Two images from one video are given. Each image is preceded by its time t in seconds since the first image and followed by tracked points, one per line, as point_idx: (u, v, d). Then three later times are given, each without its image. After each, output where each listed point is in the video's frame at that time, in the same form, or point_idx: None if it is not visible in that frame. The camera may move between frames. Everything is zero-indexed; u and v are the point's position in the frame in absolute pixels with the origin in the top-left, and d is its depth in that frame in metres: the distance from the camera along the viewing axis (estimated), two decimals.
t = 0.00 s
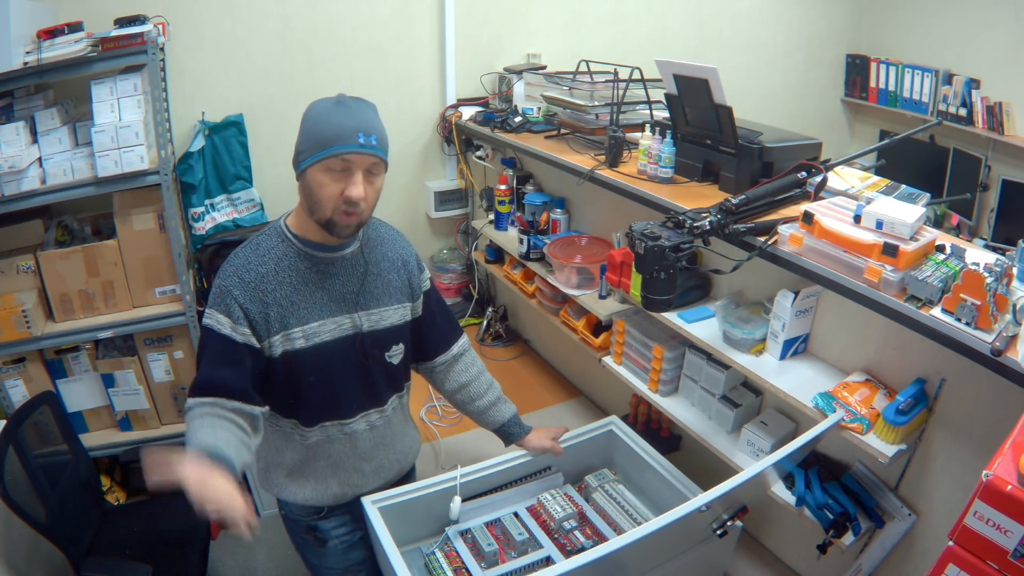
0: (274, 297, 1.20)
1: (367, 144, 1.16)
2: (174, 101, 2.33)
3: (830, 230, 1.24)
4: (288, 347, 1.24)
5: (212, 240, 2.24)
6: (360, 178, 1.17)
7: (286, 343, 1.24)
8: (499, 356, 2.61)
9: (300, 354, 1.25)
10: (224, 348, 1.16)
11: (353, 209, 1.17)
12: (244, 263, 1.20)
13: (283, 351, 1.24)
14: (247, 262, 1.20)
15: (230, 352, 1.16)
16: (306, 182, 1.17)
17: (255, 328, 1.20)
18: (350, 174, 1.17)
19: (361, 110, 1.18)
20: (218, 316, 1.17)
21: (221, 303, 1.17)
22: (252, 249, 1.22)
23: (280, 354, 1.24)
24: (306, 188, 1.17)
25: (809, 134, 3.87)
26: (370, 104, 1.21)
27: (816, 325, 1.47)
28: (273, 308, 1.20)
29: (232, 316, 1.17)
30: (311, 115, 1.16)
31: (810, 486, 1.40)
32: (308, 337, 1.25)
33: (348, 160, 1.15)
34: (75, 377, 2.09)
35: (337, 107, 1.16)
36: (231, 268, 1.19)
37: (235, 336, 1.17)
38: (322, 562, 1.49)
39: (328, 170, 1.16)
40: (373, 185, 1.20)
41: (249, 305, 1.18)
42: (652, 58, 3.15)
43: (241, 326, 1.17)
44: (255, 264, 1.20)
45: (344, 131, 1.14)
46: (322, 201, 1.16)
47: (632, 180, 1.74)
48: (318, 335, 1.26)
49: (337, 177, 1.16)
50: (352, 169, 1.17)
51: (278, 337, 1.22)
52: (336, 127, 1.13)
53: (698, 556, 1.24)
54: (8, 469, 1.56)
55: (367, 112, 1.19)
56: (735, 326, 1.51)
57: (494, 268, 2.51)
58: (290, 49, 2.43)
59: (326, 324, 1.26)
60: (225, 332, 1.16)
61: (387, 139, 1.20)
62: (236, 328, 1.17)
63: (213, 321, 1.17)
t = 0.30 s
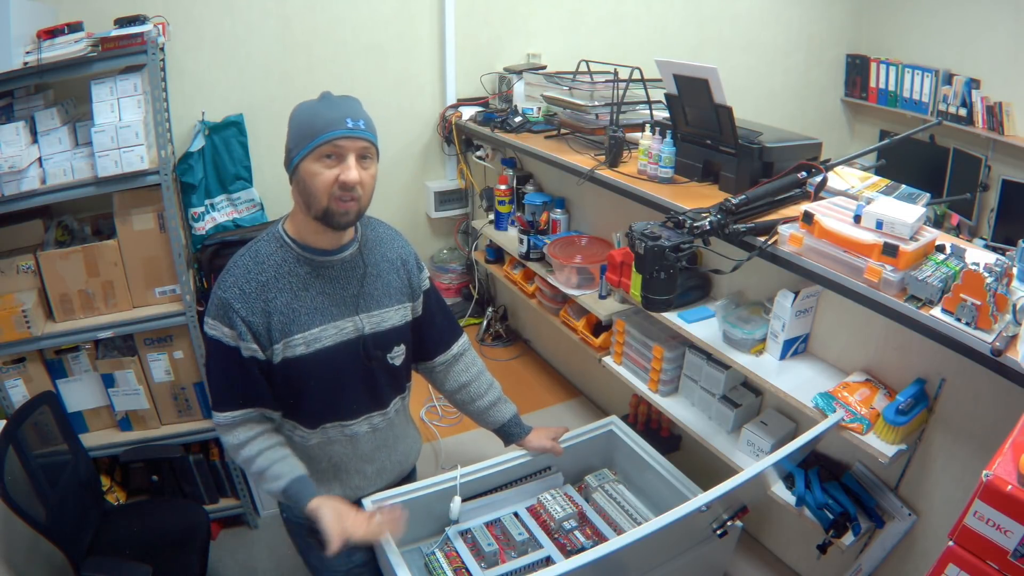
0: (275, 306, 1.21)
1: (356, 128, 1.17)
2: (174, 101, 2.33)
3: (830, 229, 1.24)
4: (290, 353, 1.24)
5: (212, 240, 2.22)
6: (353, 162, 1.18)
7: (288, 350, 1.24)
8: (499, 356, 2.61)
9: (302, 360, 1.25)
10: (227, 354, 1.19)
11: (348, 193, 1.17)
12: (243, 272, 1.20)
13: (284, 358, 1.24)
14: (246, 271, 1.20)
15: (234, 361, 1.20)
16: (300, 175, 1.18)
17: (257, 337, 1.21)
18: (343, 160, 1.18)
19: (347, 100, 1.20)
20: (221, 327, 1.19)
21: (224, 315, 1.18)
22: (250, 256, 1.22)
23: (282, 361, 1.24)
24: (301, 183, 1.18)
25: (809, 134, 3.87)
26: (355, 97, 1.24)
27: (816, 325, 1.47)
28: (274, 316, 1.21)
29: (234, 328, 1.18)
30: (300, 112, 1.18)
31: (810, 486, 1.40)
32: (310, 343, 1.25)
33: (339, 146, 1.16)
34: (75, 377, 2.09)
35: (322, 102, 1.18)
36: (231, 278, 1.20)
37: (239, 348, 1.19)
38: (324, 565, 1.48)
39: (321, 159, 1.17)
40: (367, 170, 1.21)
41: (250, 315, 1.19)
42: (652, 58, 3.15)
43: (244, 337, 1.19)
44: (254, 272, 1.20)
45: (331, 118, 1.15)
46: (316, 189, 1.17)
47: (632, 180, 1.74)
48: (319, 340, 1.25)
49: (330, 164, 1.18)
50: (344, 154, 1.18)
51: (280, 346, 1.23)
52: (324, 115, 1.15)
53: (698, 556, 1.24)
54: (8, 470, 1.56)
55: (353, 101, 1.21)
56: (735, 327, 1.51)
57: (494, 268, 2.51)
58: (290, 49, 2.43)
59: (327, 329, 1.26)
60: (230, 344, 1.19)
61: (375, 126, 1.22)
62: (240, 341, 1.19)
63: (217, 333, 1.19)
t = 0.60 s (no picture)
0: (272, 303, 1.21)
1: (349, 133, 1.17)
2: (174, 101, 2.33)
3: (830, 230, 1.24)
4: (287, 351, 1.24)
5: (212, 240, 2.22)
6: (348, 168, 1.19)
7: (285, 348, 1.24)
8: (499, 356, 2.61)
9: (300, 358, 1.25)
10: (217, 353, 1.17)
11: (343, 201, 1.17)
12: (240, 268, 1.20)
13: (282, 355, 1.24)
14: (243, 267, 1.20)
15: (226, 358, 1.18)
16: (295, 181, 1.18)
17: (253, 334, 1.21)
18: (338, 166, 1.18)
19: (340, 103, 1.20)
20: (215, 321, 1.18)
21: (219, 309, 1.18)
22: (248, 253, 1.22)
23: (280, 359, 1.24)
24: (295, 189, 1.19)
25: (809, 134, 3.87)
26: (347, 97, 1.23)
27: (817, 325, 1.47)
28: (272, 313, 1.21)
29: (228, 322, 1.18)
30: (292, 115, 1.18)
31: (810, 486, 1.40)
32: (308, 341, 1.25)
33: (333, 152, 1.17)
34: (75, 377, 2.09)
35: (315, 103, 1.17)
36: (228, 274, 1.20)
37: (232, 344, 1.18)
38: (324, 565, 1.48)
39: (315, 165, 1.17)
40: (362, 175, 1.21)
41: (246, 311, 1.19)
42: (652, 58, 3.15)
43: (238, 332, 1.18)
44: (251, 268, 1.20)
45: (324, 124, 1.15)
46: (312, 196, 1.17)
47: (632, 180, 1.74)
48: (318, 339, 1.26)
49: (325, 171, 1.18)
50: (339, 160, 1.18)
51: (277, 343, 1.23)
52: (317, 119, 1.15)
53: (698, 556, 1.24)
54: (8, 469, 1.56)
55: (345, 101, 1.20)
56: (735, 326, 1.51)
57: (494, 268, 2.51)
58: (290, 49, 2.43)
59: (326, 328, 1.26)
60: (222, 338, 1.18)
61: (369, 127, 1.22)
62: (233, 334, 1.18)
63: (210, 326, 1.18)
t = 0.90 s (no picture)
0: (274, 304, 1.20)
1: (350, 129, 1.17)
2: (174, 101, 2.33)
3: (830, 230, 1.24)
4: (289, 353, 1.24)
5: (212, 240, 2.22)
6: (349, 163, 1.18)
7: (287, 350, 1.24)
8: (499, 356, 2.61)
9: (301, 360, 1.25)
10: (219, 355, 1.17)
11: (344, 196, 1.17)
12: (241, 269, 1.20)
13: (284, 358, 1.24)
14: (244, 268, 1.20)
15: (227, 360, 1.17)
16: (295, 179, 1.19)
17: (254, 336, 1.21)
18: (338, 162, 1.18)
19: (340, 99, 1.19)
20: (215, 323, 1.17)
21: (219, 310, 1.17)
22: (249, 254, 1.22)
23: (282, 361, 1.24)
24: (297, 186, 1.19)
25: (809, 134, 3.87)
26: (347, 94, 1.23)
27: (817, 325, 1.47)
28: (273, 314, 1.21)
29: (228, 323, 1.17)
30: (292, 114, 1.18)
31: (810, 486, 1.40)
32: (310, 343, 1.25)
33: (333, 148, 1.17)
34: (75, 377, 2.09)
35: (314, 100, 1.17)
36: (228, 275, 1.20)
37: (231, 346, 1.17)
38: (323, 567, 1.48)
39: (316, 161, 1.17)
40: (363, 171, 1.21)
41: (246, 312, 1.18)
42: (652, 58, 3.15)
43: (237, 333, 1.17)
44: (252, 269, 1.20)
45: (324, 120, 1.15)
46: (313, 193, 1.17)
47: (632, 180, 1.74)
48: (321, 341, 1.26)
49: (326, 167, 1.18)
50: (340, 156, 1.18)
51: (278, 345, 1.22)
52: (317, 116, 1.15)
53: (698, 556, 1.24)
54: (8, 469, 1.56)
55: (345, 99, 1.20)
56: (735, 327, 1.51)
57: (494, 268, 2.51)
58: (290, 49, 2.43)
59: (328, 330, 1.26)
60: (221, 341, 1.17)
61: (369, 123, 1.22)
62: (232, 336, 1.17)
63: (210, 328, 1.17)
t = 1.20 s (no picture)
0: (274, 311, 1.21)
1: (352, 129, 1.17)
2: (174, 101, 2.33)
3: (830, 229, 1.24)
4: (289, 359, 1.24)
5: (212, 240, 2.21)
6: (351, 164, 1.18)
7: (288, 356, 1.24)
8: (499, 356, 2.61)
9: (302, 366, 1.25)
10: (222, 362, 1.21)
11: (346, 196, 1.17)
12: (240, 277, 1.20)
13: (284, 364, 1.24)
14: (244, 276, 1.20)
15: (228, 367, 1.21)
16: (297, 179, 1.18)
17: (255, 343, 1.21)
18: (340, 162, 1.18)
19: (343, 99, 1.19)
20: (217, 332, 1.19)
21: (220, 320, 1.19)
22: (249, 260, 1.22)
23: (283, 368, 1.24)
24: (298, 186, 1.19)
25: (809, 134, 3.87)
26: (350, 96, 1.23)
27: (817, 326, 1.47)
28: (274, 321, 1.21)
29: (229, 332, 1.19)
30: (295, 114, 1.18)
31: (810, 486, 1.40)
32: (311, 348, 1.25)
33: (335, 147, 1.16)
34: (75, 377, 2.09)
35: (317, 100, 1.18)
36: (228, 283, 1.20)
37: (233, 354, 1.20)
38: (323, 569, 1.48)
39: (317, 161, 1.17)
40: (366, 172, 1.21)
41: (246, 320, 1.19)
42: (652, 58, 3.15)
43: (238, 342, 1.19)
44: (252, 277, 1.20)
45: (326, 120, 1.15)
46: (315, 193, 1.17)
47: (632, 180, 1.74)
48: (321, 346, 1.26)
49: (327, 167, 1.18)
50: (342, 156, 1.18)
51: (279, 352, 1.22)
52: (319, 115, 1.15)
53: (698, 556, 1.24)
54: (8, 469, 1.56)
55: (348, 100, 1.20)
56: (735, 327, 1.51)
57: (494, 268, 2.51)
58: (290, 50, 2.43)
59: (329, 335, 1.26)
60: (223, 348, 1.20)
61: (372, 124, 1.22)
62: (234, 345, 1.19)
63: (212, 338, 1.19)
